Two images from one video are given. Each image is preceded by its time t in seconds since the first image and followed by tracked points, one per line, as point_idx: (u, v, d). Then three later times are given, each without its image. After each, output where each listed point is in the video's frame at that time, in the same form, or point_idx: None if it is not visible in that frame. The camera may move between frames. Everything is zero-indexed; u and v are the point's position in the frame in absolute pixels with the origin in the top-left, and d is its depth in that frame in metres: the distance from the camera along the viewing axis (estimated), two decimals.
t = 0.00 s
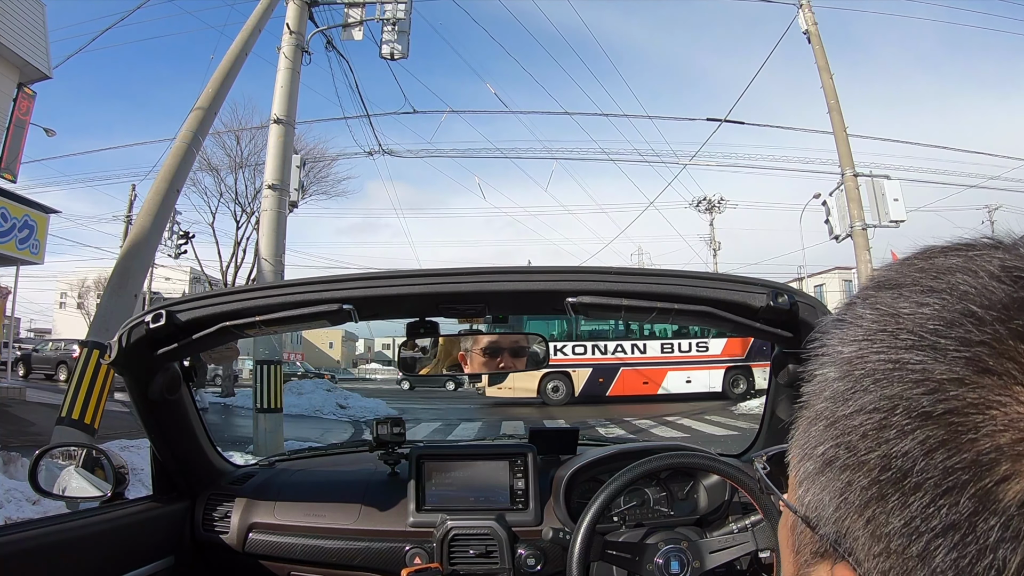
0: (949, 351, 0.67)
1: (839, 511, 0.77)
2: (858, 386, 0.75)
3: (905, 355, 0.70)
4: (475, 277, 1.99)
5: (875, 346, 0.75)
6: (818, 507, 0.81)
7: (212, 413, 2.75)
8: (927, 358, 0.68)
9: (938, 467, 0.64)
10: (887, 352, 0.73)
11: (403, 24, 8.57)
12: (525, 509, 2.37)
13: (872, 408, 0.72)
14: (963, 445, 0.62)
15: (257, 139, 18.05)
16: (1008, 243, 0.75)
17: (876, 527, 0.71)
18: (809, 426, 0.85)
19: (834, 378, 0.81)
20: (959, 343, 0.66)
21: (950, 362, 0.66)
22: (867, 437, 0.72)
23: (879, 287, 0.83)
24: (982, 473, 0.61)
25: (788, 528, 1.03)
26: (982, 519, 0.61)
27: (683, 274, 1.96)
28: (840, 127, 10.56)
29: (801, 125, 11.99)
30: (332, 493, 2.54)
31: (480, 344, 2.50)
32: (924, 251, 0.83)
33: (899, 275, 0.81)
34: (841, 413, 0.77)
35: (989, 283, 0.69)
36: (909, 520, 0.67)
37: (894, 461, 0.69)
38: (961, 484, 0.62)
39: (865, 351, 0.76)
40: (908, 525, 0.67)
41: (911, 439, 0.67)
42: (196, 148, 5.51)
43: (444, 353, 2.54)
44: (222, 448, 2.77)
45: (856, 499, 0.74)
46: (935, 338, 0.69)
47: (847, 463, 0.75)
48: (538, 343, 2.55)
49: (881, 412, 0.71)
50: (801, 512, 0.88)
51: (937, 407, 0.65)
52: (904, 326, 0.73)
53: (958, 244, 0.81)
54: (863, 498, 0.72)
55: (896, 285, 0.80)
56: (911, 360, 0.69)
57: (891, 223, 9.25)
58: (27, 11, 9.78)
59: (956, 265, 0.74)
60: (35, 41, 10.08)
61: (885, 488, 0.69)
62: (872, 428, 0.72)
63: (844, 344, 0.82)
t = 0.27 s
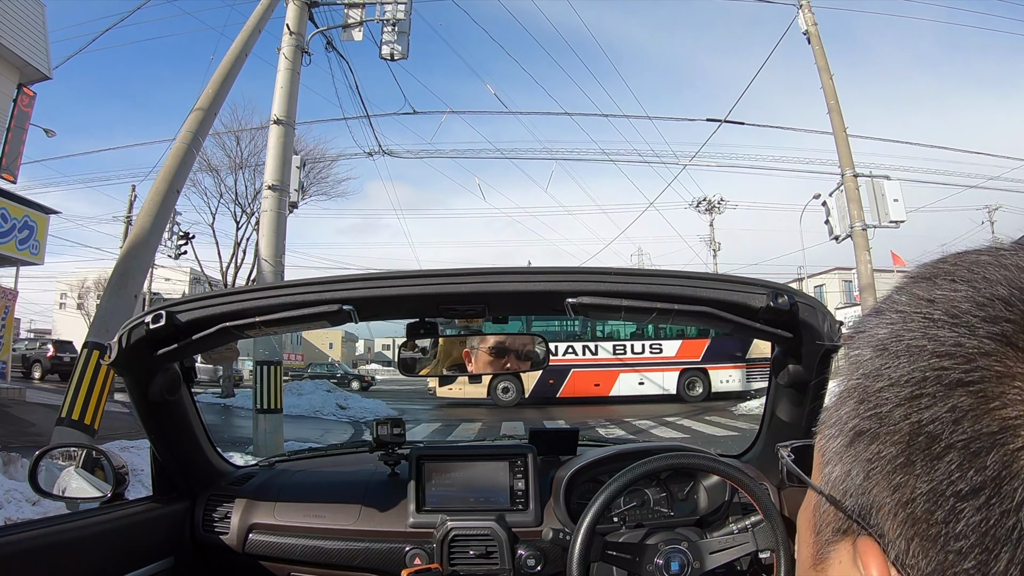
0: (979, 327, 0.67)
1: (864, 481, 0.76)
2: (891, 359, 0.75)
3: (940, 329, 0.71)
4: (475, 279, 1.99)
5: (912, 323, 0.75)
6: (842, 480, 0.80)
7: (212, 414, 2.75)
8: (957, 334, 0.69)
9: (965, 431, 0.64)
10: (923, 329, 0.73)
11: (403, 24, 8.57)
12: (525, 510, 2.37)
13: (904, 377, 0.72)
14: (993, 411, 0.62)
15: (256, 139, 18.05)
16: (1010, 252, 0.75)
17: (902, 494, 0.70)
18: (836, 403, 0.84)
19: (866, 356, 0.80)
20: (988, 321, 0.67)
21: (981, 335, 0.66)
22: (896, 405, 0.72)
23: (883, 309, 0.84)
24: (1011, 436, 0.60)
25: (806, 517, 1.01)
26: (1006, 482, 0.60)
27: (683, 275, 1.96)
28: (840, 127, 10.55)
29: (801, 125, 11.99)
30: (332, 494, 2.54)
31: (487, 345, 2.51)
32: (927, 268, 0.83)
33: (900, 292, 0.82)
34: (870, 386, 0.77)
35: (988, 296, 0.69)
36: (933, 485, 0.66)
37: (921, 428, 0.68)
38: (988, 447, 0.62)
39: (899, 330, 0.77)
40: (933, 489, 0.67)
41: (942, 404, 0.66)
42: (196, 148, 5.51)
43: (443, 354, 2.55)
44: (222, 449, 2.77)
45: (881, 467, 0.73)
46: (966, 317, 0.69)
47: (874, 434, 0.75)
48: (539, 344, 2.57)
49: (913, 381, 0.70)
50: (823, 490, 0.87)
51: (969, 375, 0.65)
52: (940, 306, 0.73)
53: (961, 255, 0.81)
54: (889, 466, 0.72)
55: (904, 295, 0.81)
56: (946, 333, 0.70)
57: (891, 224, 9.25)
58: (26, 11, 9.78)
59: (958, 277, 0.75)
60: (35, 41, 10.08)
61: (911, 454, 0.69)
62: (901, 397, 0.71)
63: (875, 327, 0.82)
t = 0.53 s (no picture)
0: (959, 330, 0.67)
1: (849, 488, 0.76)
2: (874, 365, 0.75)
3: (920, 334, 0.71)
4: (474, 279, 1.99)
5: (892, 328, 0.75)
6: (829, 486, 0.80)
7: (212, 415, 2.75)
8: (937, 337, 0.69)
9: (945, 439, 0.64)
10: (903, 333, 0.73)
11: (403, 25, 8.58)
12: (525, 510, 2.37)
13: (885, 384, 0.72)
14: (972, 417, 0.62)
15: (257, 140, 18.05)
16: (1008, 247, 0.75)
17: (886, 501, 0.70)
18: (823, 409, 0.84)
19: (851, 360, 0.80)
20: (967, 322, 0.67)
21: (959, 340, 0.66)
22: (879, 411, 0.72)
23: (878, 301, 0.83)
24: (989, 443, 0.60)
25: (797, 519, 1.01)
26: (985, 490, 0.60)
27: (683, 275, 1.95)
28: (840, 128, 10.56)
29: (800, 125, 11.99)
30: (332, 494, 2.54)
31: (484, 345, 2.52)
32: (924, 260, 0.83)
33: (897, 285, 0.81)
34: (854, 392, 0.77)
35: (988, 290, 0.68)
36: (916, 493, 0.66)
37: (902, 435, 0.68)
38: (968, 455, 0.62)
39: (881, 333, 0.76)
40: (915, 497, 0.67)
41: (922, 412, 0.66)
42: (196, 149, 5.51)
43: (444, 354, 2.56)
44: (223, 450, 2.77)
45: (865, 475, 0.73)
46: (946, 319, 0.69)
47: (858, 441, 0.75)
48: (538, 345, 2.57)
49: (894, 388, 0.70)
50: (812, 495, 0.87)
51: (949, 380, 0.65)
52: (922, 306, 0.73)
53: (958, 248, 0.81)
54: (872, 472, 0.72)
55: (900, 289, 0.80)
56: (925, 338, 0.70)
57: (891, 224, 9.25)
58: (26, 13, 9.79)
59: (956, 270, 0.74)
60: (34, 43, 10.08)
61: (893, 461, 0.69)
62: (883, 404, 0.71)
63: (859, 331, 0.82)
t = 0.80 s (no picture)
0: (911, 413, 0.65)
1: (789, 566, 0.77)
2: (807, 444, 0.75)
3: (856, 421, 0.69)
4: (475, 280, 1.99)
5: (825, 405, 0.74)
6: (771, 553, 0.82)
7: (212, 415, 2.74)
8: (876, 424, 0.67)
9: (887, 545, 0.64)
10: (839, 412, 0.71)
11: (403, 25, 8.58)
12: (525, 510, 2.37)
13: (823, 473, 0.72)
14: (913, 527, 0.62)
15: (257, 140, 18.06)
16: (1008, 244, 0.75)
17: None
18: (762, 469, 0.85)
19: (789, 427, 0.80)
20: (915, 409, 0.65)
21: (900, 434, 0.65)
22: (817, 500, 0.72)
23: (864, 283, 0.82)
24: (929, 558, 0.61)
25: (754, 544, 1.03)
26: None
27: (682, 275, 1.95)
28: (840, 128, 10.56)
29: (801, 125, 12.00)
30: (332, 494, 2.54)
31: (468, 348, 2.52)
32: (918, 247, 0.83)
33: (888, 271, 0.80)
34: (793, 469, 0.77)
35: (983, 283, 0.68)
36: None
37: (842, 532, 0.69)
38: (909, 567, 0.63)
39: (812, 407, 0.76)
40: None
41: (861, 514, 0.66)
42: (196, 149, 5.51)
43: (443, 355, 2.57)
44: (223, 450, 2.77)
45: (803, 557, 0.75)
46: (890, 401, 0.67)
47: (797, 522, 0.75)
48: (537, 346, 2.57)
49: (832, 480, 0.70)
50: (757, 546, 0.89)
51: (887, 484, 0.65)
52: (860, 378, 0.71)
53: (956, 240, 0.80)
54: (810, 560, 0.73)
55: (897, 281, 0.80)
56: (860, 427, 0.68)
57: (891, 224, 9.25)
58: (27, 13, 9.79)
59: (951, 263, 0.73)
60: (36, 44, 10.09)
61: (832, 555, 0.70)
62: (821, 494, 0.72)
63: (793, 389, 0.81)
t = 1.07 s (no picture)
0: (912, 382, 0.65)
1: (794, 544, 0.77)
2: (811, 423, 0.75)
3: (857, 395, 0.69)
4: (475, 280, 1.99)
5: (827, 382, 0.74)
6: (776, 535, 0.82)
7: (212, 415, 2.74)
8: (874, 399, 0.67)
9: (890, 515, 0.64)
10: (840, 389, 0.72)
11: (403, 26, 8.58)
12: (525, 511, 2.37)
13: (824, 447, 0.72)
14: (913, 496, 0.62)
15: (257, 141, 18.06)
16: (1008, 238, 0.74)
17: (827, 567, 0.71)
18: (767, 453, 0.85)
19: (791, 408, 0.80)
20: (911, 380, 0.65)
21: (899, 404, 0.65)
22: (820, 475, 0.72)
23: (856, 279, 0.82)
24: (929, 525, 0.61)
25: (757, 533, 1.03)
26: (929, 572, 0.62)
27: (682, 275, 1.94)
28: (840, 129, 10.56)
29: (801, 125, 11.99)
30: (333, 495, 2.54)
31: (470, 347, 2.51)
32: (913, 241, 0.82)
33: (891, 264, 0.80)
34: (796, 447, 0.77)
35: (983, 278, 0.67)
36: (855, 566, 0.68)
37: (844, 505, 0.69)
38: (912, 536, 0.63)
39: (815, 384, 0.76)
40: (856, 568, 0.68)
41: (861, 487, 0.67)
42: (196, 150, 5.51)
43: (443, 355, 2.57)
44: (223, 450, 2.77)
45: (808, 535, 0.74)
46: (885, 373, 0.67)
47: (800, 500, 0.76)
48: (537, 346, 2.56)
49: (833, 453, 0.71)
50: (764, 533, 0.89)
51: (888, 454, 0.65)
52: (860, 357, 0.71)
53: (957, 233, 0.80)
54: (814, 536, 0.73)
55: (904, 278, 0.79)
56: (860, 401, 0.69)
57: (891, 224, 9.25)
58: (27, 14, 9.79)
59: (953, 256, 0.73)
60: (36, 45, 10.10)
61: (836, 529, 0.70)
62: (824, 469, 0.72)
63: (796, 371, 0.82)
